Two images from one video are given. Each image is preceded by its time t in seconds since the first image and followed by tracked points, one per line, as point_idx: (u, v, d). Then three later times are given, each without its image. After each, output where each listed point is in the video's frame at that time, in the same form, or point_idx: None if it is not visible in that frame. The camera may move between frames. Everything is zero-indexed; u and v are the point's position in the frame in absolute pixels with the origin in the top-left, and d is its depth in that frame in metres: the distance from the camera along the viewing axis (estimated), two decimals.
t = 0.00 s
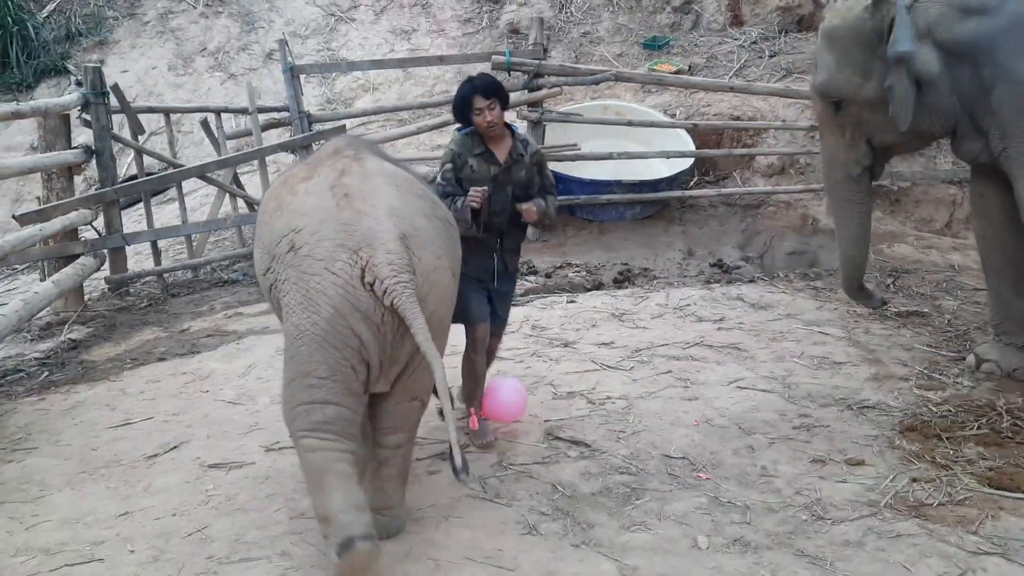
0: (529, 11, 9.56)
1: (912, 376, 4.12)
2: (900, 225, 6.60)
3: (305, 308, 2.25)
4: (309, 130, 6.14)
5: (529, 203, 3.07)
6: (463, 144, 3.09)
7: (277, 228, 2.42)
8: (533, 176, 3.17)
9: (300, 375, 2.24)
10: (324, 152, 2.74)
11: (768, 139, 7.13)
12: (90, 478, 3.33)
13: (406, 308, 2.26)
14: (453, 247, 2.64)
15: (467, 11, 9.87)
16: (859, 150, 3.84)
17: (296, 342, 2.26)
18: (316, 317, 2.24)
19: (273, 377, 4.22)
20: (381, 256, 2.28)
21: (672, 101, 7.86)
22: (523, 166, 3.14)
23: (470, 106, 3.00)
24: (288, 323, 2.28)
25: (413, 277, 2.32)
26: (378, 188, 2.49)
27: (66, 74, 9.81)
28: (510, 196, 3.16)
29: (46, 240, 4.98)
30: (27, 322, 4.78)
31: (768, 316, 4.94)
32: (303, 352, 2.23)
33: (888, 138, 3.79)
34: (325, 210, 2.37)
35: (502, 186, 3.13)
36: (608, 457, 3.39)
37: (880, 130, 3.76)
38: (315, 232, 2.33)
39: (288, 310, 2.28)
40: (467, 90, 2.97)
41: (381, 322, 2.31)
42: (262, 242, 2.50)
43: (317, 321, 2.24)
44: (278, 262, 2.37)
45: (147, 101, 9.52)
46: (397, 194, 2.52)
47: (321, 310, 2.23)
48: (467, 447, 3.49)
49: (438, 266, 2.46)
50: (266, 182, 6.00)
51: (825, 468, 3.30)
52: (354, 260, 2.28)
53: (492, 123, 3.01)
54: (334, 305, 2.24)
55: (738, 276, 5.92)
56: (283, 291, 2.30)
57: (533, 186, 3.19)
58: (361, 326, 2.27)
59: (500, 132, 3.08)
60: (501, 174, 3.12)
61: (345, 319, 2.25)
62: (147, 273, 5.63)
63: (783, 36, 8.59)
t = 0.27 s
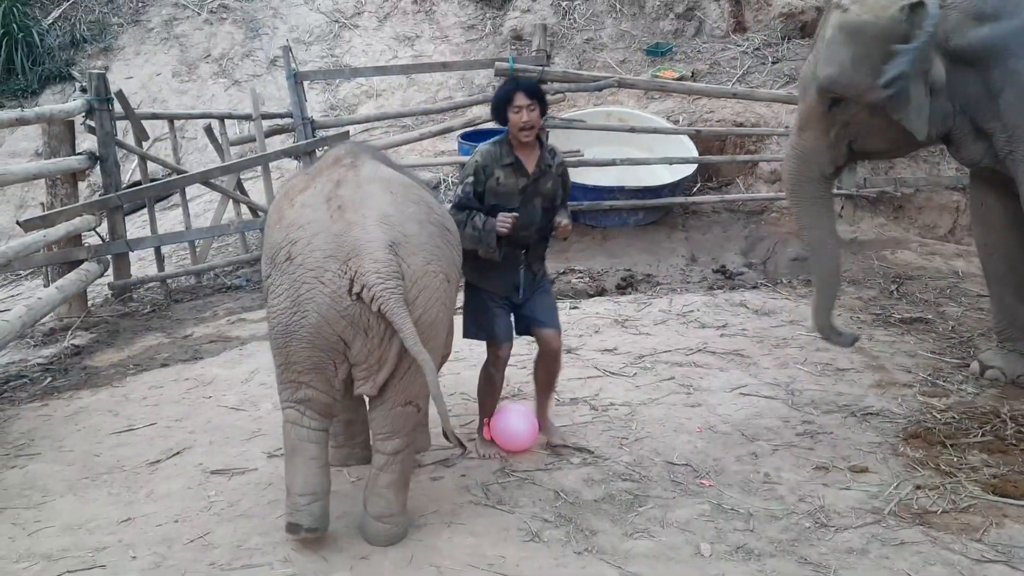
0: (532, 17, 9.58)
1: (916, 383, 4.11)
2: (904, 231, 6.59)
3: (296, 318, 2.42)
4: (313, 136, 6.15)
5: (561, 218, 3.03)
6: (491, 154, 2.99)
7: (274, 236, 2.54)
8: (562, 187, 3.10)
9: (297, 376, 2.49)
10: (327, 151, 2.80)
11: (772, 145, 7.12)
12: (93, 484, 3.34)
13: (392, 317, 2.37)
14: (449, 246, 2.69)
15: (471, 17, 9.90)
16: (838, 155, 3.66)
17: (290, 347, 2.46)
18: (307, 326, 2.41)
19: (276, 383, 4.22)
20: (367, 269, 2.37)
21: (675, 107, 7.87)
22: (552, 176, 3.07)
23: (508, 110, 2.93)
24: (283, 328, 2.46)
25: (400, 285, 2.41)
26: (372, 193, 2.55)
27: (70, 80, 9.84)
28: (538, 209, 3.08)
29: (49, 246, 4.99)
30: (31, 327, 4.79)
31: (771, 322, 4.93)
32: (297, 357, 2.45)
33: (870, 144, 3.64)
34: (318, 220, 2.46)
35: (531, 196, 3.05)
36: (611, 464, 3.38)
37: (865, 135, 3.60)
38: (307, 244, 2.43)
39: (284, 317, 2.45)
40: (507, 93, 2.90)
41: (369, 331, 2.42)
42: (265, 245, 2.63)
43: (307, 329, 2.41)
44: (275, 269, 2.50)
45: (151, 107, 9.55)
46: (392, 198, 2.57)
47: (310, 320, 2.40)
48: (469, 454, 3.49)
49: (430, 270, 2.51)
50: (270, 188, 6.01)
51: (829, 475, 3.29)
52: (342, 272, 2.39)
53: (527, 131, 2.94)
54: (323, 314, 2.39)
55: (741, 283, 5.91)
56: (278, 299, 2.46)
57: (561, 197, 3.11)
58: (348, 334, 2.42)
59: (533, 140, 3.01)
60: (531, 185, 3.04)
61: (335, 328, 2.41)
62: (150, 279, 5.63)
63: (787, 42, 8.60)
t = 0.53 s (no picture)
0: (535, 23, 9.60)
1: (919, 389, 4.10)
2: (907, 237, 6.58)
3: (305, 316, 2.41)
4: (315, 142, 6.16)
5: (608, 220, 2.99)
6: (511, 171, 2.92)
7: (285, 237, 2.56)
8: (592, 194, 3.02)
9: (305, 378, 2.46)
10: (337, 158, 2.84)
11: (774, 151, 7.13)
12: (95, 489, 3.34)
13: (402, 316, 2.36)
14: (456, 251, 2.70)
15: (473, 23, 9.93)
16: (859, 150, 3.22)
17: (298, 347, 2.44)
18: (315, 325, 2.39)
19: (278, 389, 4.22)
20: (377, 267, 2.36)
21: (678, 113, 7.88)
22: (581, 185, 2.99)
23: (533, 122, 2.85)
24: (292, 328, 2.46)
25: (410, 284, 2.40)
26: (382, 197, 2.56)
27: (74, 86, 9.88)
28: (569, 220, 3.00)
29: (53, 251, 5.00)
30: (34, 333, 4.80)
31: (774, 328, 4.93)
32: (305, 357, 2.42)
33: (886, 149, 3.29)
34: (330, 221, 2.48)
35: (560, 209, 2.97)
36: (614, 470, 3.38)
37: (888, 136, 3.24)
38: (318, 243, 2.44)
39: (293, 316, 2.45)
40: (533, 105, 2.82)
41: (377, 329, 2.41)
42: (275, 248, 2.65)
43: (315, 327, 2.39)
44: (286, 269, 2.51)
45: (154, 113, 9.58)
46: (401, 202, 2.58)
47: (319, 318, 2.38)
48: (472, 460, 3.48)
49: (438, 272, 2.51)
50: (272, 194, 6.02)
51: (832, 481, 3.28)
52: (352, 270, 2.38)
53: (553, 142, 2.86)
54: (332, 313, 2.38)
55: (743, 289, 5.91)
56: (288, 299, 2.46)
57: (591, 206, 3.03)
58: (356, 333, 2.39)
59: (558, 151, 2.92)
60: (559, 198, 2.96)
61: (344, 328, 2.38)
62: (153, 284, 5.64)
63: (789, 48, 8.61)
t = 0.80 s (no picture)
0: (537, 29, 9.62)
1: (923, 394, 4.09)
2: (909, 242, 6.58)
3: (337, 324, 2.29)
4: (318, 147, 6.17)
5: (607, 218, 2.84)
6: (534, 169, 2.92)
7: (302, 246, 2.43)
8: (616, 198, 2.98)
9: (334, 391, 2.32)
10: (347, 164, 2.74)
11: (776, 156, 7.13)
12: (97, 493, 3.34)
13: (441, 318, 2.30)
14: (474, 260, 2.67)
15: (476, 28, 9.95)
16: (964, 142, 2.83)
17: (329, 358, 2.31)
18: (349, 332, 2.28)
19: (280, 393, 4.22)
20: (414, 271, 2.31)
21: (680, 118, 7.89)
22: (604, 186, 2.95)
23: (551, 123, 2.83)
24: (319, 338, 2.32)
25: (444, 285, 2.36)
26: (404, 205, 2.52)
27: (77, 91, 9.90)
28: (590, 222, 2.97)
29: (55, 256, 5.01)
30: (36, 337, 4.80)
31: (777, 333, 4.92)
32: (338, 367, 2.29)
33: (984, 141, 2.94)
34: (356, 226, 2.40)
35: (581, 211, 2.95)
36: (616, 474, 3.37)
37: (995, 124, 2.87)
38: (346, 249, 2.35)
39: (321, 324, 2.32)
40: (550, 105, 2.80)
41: (414, 336, 2.33)
42: (287, 259, 2.51)
43: (349, 335, 2.28)
44: (307, 278, 2.38)
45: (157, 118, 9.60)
46: (423, 211, 2.55)
47: (354, 325, 2.27)
48: (474, 464, 3.48)
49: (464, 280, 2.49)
50: (275, 199, 6.03)
51: (834, 487, 3.27)
52: (387, 274, 2.31)
53: (573, 143, 2.83)
54: (366, 317, 2.28)
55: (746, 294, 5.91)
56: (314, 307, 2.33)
57: (615, 208, 2.99)
58: (394, 340, 2.29)
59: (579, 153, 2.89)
60: (579, 199, 2.94)
61: (381, 334, 2.28)
62: (155, 289, 5.64)
63: (791, 53, 8.62)
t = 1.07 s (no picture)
0: (539, 33, 9.63)
1: (924, 399, 4.09)
2: (910, 247, 6.58)
3: (387, 337, 2.16)
4: (319, 151, 6.18)
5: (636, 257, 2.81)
6: (551, 166, 2.86)
7: (334, 251, 2.26)
8: (630, 211, 2.86)
9: (375, 403, 2.22)
10: (359, 172, 2.59)
11: (777, 161, 7.14)
12: (98, 498, 3.33)
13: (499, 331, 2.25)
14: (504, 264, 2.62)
15: (477, 33, 9.97)
16: None
17: (372, 371, 2.19)
18: (401, 345, 2.16)
19: (281, 398, 4.22)
20: (472, 280, 2.23)
21: (681, 123, 7.90)
22: (619, 197, 2.84)
23: (572, 121, 2.74)
24: (362, 351, 2.18)
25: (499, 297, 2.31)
26: (439, 210, 2.42)
27: (79, 96, 9.92)
28: (599, 231, 2.85)
29: (57, 260, 5.02)
30: (37, 341, 4.81)
31: (778, 337, 4.92)
32: (384, 380, 2.18)
33: None
34: (399, 233, 2.27)
35: (591, 216, 2.83)
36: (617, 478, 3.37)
37: None
38: (392, 256, 2.22)
39: (365, 336, 2.17)
40: (575, 102, 2.71)
41: (465, 347, 2.26)
42: (310, 265, 2.32)
43: (402, 348, 2.16)
44: (345, 287, 2.22)
45: (159, 123, 9.63)
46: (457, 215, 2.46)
47: (409, 338, 2.16)
48: (475, 469, 3.47)
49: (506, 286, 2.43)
50: (276, 203, 6.03)
51: (836, 491, 3.27)
52: (442, 283, 2.21)
53: (593, 146, 2.74)
54: (422, 329, 2.18)
55: (747, 298, 5.91)
56: (356, 318, 2.19)
57: (630, 223, 2.87)
58: (448, 351, 2.21)
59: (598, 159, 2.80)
60: (591, 203, 2.83)
61: (434, 348, 2.19)
62: (156, 293, 5.64)
63: (792, 58, 8.64)
